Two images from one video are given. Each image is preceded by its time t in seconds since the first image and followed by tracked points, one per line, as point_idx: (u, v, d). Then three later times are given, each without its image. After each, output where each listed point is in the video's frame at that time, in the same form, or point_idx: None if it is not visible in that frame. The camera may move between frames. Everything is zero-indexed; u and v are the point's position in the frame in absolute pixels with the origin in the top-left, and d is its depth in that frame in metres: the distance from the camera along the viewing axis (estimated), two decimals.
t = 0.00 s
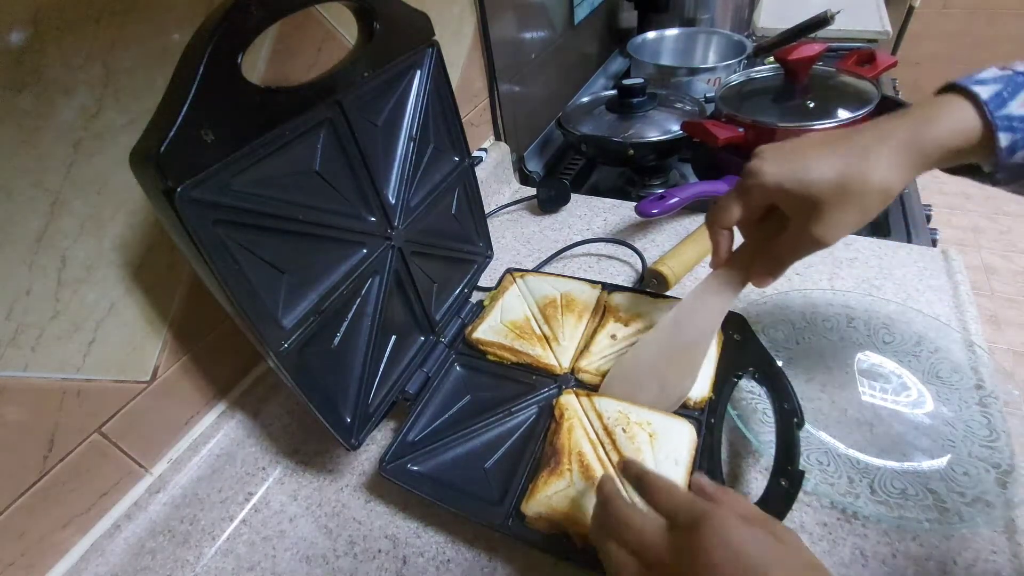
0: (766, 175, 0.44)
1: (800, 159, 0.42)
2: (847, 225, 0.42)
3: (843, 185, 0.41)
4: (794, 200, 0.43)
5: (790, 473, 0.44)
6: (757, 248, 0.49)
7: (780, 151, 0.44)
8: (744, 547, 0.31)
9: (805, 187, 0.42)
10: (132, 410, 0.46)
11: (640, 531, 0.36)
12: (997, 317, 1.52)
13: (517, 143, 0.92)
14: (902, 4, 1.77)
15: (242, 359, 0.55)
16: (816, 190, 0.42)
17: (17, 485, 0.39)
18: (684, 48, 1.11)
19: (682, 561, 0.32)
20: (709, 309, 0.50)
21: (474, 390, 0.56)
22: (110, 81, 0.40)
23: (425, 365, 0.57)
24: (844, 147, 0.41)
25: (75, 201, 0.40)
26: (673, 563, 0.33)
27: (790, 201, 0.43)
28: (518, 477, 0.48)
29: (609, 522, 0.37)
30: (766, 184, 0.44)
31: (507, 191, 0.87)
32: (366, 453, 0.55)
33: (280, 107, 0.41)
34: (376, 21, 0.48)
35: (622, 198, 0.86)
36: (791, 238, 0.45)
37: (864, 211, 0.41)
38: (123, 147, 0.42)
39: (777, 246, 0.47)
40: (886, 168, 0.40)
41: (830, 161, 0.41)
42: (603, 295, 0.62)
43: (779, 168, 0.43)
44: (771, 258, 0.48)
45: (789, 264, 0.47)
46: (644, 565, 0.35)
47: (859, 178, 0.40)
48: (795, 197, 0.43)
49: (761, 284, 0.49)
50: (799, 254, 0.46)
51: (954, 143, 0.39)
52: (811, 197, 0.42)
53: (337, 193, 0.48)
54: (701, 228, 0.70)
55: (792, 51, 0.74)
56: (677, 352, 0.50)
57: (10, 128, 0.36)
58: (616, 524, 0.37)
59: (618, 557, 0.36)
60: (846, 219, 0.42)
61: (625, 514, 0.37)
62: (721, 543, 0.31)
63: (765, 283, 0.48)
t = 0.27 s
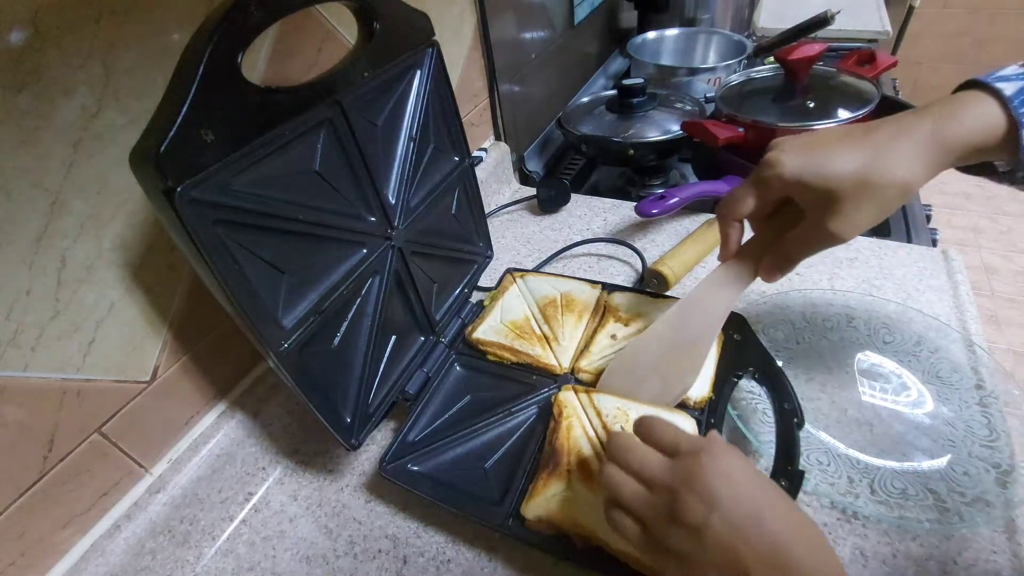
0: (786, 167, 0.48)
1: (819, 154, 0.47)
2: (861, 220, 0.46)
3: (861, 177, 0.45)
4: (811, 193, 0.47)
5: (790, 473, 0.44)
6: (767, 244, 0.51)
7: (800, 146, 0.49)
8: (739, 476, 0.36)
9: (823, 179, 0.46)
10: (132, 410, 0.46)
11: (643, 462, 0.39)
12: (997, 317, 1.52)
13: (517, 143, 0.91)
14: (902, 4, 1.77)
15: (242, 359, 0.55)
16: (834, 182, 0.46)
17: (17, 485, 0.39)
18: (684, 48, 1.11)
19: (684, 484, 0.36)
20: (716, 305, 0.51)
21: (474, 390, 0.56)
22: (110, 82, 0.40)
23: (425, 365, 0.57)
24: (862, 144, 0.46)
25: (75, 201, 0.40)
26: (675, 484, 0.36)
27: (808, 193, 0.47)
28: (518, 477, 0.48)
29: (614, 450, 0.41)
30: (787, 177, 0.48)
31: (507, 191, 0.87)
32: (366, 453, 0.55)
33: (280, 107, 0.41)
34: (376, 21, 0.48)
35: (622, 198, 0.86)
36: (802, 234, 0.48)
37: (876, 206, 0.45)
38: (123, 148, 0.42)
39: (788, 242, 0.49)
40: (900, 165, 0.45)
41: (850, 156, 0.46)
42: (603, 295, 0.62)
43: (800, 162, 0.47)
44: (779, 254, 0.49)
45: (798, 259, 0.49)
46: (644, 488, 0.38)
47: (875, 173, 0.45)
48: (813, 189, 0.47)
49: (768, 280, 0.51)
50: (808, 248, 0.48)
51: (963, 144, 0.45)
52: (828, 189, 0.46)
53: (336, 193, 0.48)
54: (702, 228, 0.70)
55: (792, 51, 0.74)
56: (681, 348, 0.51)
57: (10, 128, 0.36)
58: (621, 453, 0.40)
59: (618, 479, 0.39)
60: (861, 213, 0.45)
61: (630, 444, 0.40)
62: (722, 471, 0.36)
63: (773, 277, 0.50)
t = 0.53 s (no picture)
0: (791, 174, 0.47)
1: (823, 160, 0.46)
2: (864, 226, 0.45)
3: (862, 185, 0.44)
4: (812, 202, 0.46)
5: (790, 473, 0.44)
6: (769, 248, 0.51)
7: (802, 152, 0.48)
8: (737, 429, 0.37)
9: (826, 188, 0.45)
10: (132, 410, 0.46)
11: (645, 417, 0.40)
12: (996, 317, 1.52)
13: (517, 143, 0.91)
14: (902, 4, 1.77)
15: (242, 359, 0.55)
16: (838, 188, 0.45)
17: (17, 486, 0.39)
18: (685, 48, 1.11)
19: (690, 434, 0.37)
20: (722, 304, 0.50)
21: (474, 390, 0.56)
22: (110, 81, 0.40)
23: (425, 365, 0.57)
24: (865, 150, 0.45)
25: (75, 201, 0.40)
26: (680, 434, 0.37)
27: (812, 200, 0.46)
28: (518, 477, 0.48)
29: (618, 405, 0.41)
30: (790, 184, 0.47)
31: (507, 191, 0.87)
32: (366, 453, 0.55)
33: (280, 107, 0.41)
34: (376, 21, 0.48)
35: (622, 198, 0.86)
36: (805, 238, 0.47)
37: (881, 211, 0.45)
38: (123, 147, 0.42)
39: (793, 245, 0.48)
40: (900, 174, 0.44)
41: (851, 164, 0.45)
42: (603, 295, 0.62)
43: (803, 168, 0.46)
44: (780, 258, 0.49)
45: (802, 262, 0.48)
46: (648, 440, 0.39)
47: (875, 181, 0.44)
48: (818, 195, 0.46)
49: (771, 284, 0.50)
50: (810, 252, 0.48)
51: (967, 149, 0.44)
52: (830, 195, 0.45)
53: (336, 193, 0.48)
54: (701, 228, 0.70)
55: (792, 51, 0.74)
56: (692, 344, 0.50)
57: (10, 128, 0.36)
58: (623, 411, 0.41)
59: (622, 432, 0.40)
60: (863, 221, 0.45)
61: (635, 400, 0.41)
62: (724, 425, 0.37)
63: (777, 282, 0.49)
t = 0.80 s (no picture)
0: (848, 151, 0.40)
1: (890, 135, 0.38)
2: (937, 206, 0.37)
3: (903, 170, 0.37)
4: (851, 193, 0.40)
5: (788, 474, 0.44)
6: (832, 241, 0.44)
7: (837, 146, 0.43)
8: (721, 413, 0.33)
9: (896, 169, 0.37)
10: (132, 410, 0.46)
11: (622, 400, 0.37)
12: (997, 317, 1.52)
13: (517, 143, 0.91)
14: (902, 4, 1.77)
15: (242, 359, 0.55)
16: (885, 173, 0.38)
17: (17, 486, 0.39)
18: (685, 48, 1.11)
19: (666, 421, 0.34)
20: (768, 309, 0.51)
21: (474, 390, 0.56)
22: (110, 82, 0.40)
23: (425, 365, 0.57)
24: (876, 133, 0.39)
25: (76, 202, 0.40)
26: (658, 420, 0.34)
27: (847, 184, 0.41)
28: (518, 476, 0.48)
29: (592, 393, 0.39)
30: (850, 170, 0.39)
31: (507, 191, 0.87)
32: (366, 453, 0.55)
33: (280, 107, 0.41)
34: (376, 21, 0.48)
35: (622, 198, 0.86)
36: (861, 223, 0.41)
37: (947, 197, 0.36)
38: (123, 148, 0.42)
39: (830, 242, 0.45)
40: (991, 131, 0.32)
41: (920, 139, 0.36)
42: (603, 295, 0.62)
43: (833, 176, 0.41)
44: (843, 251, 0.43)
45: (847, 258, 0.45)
46: (622, 430, 0.36)
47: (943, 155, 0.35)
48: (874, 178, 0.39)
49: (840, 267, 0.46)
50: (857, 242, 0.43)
51: None
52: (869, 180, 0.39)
53: (337, 193, 0.48)
54: (701, 228, 0.70)
55: (792, 51, 0.73)
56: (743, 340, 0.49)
57: (10, 128, 0.36)
58: (599, 395, 0.38)
59: (598, 422, 0.37)
60: (943, 203, 0.36)
61: (609, 386, 0.38)
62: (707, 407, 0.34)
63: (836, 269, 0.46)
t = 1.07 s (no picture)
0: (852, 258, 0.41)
1: (891, 258, 0.40)
2: (926, 334, 0.40)
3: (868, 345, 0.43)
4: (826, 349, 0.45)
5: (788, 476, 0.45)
6: (817, 335, 0.46)
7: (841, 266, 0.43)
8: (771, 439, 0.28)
9: (897, 288, 0.39)
10: (132, 410, 0.46)
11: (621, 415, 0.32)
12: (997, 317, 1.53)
13: (517, 144, 0.91)
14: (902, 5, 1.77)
15: (242, 360, 0.55)
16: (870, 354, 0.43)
17: (17, 486, 0.39)
18: (685, 48, 1.11)
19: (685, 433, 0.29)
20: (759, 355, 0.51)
21: (474, 390, 0.56)
22: (110, 82, 0.40)
23: (425, 365, 0.58)
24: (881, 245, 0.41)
25: (76, 201, 0.40)
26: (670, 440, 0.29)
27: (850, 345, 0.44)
28: (518, 476, 0.48)
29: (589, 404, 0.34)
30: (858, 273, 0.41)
31: (507, 191, 0.87)
32: (366, 453, 0.55)
33: (280, 107, 0.41)
34: (376, 21, 0.48)
35: (622, 198, 0.86)
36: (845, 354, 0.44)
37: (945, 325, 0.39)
38: (123, 147, 0.42)
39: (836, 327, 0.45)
40: (987, 276, 0.37)
41: (926, 266, 0.38)
42: (603, 295, 0.62)
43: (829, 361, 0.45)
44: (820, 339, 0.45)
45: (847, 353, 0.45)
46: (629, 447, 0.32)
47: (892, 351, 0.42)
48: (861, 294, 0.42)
49: (816, 373, 0.46)
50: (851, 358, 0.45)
51: None
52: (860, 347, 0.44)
53: (336, 193, 0.48)
54: (701, 228, 0.70)
55: (793, 51, 0.73)
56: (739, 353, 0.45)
57: (11, 127, 0.36)
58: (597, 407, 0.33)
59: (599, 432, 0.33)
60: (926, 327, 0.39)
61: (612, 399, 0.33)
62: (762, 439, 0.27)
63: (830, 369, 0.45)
